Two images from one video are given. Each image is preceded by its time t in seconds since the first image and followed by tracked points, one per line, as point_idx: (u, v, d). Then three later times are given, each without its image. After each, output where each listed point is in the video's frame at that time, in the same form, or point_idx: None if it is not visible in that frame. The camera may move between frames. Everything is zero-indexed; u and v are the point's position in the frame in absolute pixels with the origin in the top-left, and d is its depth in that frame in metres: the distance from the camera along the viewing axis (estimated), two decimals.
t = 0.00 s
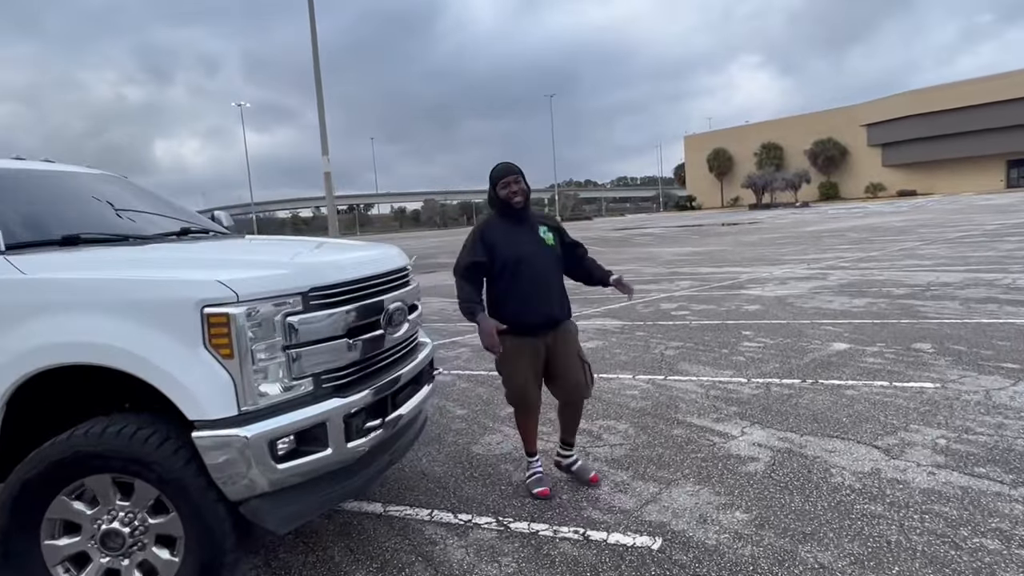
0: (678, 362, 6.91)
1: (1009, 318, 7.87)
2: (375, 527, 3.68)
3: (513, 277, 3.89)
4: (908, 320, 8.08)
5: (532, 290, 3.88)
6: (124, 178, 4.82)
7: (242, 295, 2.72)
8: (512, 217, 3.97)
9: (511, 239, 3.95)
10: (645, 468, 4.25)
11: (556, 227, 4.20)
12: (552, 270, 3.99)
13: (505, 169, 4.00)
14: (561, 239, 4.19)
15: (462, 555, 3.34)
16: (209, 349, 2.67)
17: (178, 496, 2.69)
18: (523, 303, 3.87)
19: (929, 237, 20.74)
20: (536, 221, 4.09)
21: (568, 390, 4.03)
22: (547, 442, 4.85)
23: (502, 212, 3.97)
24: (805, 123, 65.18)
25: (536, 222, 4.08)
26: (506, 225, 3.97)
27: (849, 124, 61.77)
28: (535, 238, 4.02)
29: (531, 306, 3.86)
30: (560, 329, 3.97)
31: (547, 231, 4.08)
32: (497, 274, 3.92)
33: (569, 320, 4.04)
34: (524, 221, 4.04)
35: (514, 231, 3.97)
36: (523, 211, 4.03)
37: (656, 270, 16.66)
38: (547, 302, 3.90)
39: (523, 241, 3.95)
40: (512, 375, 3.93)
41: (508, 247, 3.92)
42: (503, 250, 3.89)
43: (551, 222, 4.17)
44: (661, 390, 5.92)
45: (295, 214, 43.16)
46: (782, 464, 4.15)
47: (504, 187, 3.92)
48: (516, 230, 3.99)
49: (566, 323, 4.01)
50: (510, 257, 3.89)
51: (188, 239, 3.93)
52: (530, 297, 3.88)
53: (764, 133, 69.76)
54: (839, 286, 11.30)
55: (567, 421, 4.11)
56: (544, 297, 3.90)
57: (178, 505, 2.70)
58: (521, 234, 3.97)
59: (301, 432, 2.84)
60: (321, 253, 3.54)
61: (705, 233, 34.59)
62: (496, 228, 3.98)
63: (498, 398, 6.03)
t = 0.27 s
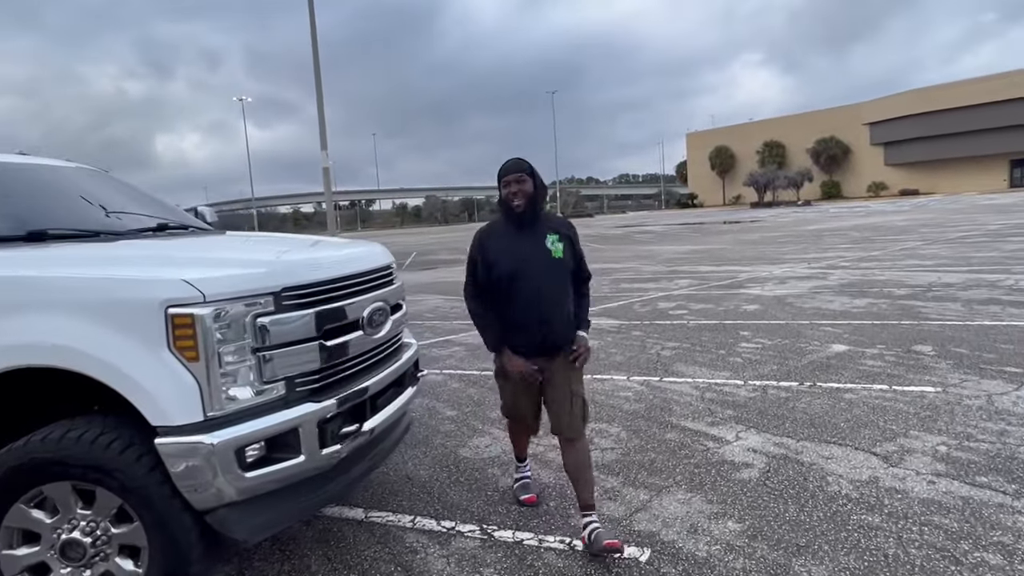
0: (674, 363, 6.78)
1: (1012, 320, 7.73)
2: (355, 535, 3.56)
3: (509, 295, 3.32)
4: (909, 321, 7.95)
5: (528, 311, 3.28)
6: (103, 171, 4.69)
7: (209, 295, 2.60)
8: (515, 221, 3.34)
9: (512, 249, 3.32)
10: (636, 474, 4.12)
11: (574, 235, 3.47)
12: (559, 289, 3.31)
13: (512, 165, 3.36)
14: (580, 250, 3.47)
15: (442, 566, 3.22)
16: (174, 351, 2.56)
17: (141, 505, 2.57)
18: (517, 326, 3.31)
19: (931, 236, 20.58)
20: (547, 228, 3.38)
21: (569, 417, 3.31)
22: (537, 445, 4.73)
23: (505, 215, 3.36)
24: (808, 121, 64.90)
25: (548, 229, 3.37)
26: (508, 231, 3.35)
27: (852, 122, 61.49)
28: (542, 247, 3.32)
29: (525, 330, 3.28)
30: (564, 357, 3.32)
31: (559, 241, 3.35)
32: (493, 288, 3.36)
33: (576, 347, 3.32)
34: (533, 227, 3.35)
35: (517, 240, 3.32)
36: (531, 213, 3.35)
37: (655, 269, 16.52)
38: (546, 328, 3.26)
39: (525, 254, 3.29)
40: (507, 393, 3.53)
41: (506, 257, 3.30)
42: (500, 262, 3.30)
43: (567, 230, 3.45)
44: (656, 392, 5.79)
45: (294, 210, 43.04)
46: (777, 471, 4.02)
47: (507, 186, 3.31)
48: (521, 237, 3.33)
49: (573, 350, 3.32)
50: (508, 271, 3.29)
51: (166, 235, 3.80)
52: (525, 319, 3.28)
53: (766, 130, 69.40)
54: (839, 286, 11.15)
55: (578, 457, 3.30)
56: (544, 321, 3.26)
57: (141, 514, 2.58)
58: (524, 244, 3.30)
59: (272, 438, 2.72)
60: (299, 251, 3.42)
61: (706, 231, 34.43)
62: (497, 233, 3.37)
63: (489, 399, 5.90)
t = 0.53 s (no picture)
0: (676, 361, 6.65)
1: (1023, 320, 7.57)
2: (344, 538, 3.45)
3: (511, 296, 3.02)
4: (917, 320, 7.79)
5: (528, 318, 2.96)
6: (91, 161, 4.57)
7: (186, 290, 2.48)
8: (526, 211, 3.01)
9: (519, 243, 2.98)
10: (636, 477, 4.00)
11: (600, 231, 3.01)
12: (566, 295, 2.94)
13: (536, 147, 3.04)
14: (605, 249, 2.99)
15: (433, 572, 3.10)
16: (149, 349, 2.44)
17: (117, 509, 2.46)
18: (515, 333, 3.00)
19: (939, 234, 20.36)
20: (565, 222, 2.97)
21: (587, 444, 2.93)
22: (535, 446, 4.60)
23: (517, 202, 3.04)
24: (815, 117, 64.45)
25: (565, 224, 2.97)
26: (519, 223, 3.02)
27: (859, 118, 61.03)
28: (552, 243, 2.94)
29: (522, 339, 2.97)
30: (571, 373, 2.97)
31: (574, 238, 2.94)
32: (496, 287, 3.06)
33: (587, 363, 2.98)
34: (547, 222, 2.98)
35: (525, 236, 2.97)
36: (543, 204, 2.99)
37: (659, 265, 16.38)
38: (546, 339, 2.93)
39: (531, 253, 2.94)
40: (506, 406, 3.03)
41: (512, 253, 2.98)
42: (504, 259, 2.99)
43: (591, 224, 3.00)
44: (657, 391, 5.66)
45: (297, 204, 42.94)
46: (781, 475, 3.89)
47: (521, 170, 2.98)
48: (531, 231, 2.98)
49: (584, 365, 2.98)
50: (513, 268, 2.96)
51: (151, 228, 3.68)
52: (523, 327, 2.97)
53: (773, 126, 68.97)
54: (846, 283, 10.99)
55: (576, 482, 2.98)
56: (544, 332, 2.93)
57: (116, 519, 2.47)
58: (532, 241, 2.95)
59: (254, 439, 2.60)
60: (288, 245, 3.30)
61: (710, 227, 34.22)
62: (506, 225, 3.04)
63: (487, 397, 5.78)
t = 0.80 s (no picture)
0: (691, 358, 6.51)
1: None
2: (352, 539, 3.36)
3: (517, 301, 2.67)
4: (938, 319, 7.61)
5: (535, 327, 2.61)
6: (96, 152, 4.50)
7: (189, 284, 2.39)
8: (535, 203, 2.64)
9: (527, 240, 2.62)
10: (652, 478, 3.88)
11: (624, 228, 2.64)
12: (580, 302, 2.57)
13: (544, 127, 2.63)
14: (628, 246, 2.63)
15: None
16: (150, 345, 2.35)
17: (117, 510, 2.38)
18: (519, 343, 2.66)
19: (957, 231, 20.03)
20: (582, 217, 2.60)
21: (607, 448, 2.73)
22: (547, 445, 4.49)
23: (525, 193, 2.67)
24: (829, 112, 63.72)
25: (582, 218, 2.60)
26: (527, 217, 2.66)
27: (874, 113, 60.27)
28: (566, 240, 2.57)
29: (529, 351, 2.62)
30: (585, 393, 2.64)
31: (592, 235, 2.57)
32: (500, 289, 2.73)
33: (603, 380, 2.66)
34: (560, 215, 2.61)
35: (535, 232, 2.61)
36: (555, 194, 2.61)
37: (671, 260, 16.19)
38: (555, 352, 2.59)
39: (540, 252, 2.58)
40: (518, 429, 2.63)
41: (518, 253, 2.62)
42: (509, 259, 2.64)
43: (613, 220, 2.63)
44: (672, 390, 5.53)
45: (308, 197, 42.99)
46: (802, 478, 3.76)
47: (528, 156, 2.60)
48: (541, 226, 2.62)
49: (601, 385, 2.66)
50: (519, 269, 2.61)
51: (156, 220, 3.60)
52: (528, 336, 2.62)
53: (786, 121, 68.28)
54: (863, 280, 10.79)
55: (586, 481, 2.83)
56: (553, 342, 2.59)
57: (116, 519, 2.39)
58: (543, 238, 2.59)
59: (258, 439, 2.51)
60: (295, 238, 3.20)
61: (722, 223, 33.92)
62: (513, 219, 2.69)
63: (497, 394, 5.67)
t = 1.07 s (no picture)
0: (716, 357, 6.37)
1: None
2: (374, 540, 3.30)
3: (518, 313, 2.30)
4: (972, 317, 7.38)
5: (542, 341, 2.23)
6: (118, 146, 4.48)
7: (209, 281, 2.33)
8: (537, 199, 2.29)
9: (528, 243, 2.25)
10: (680, 481, 3.77)
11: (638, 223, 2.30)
12: (592, 313, 2.20)
13: (545, 108, 2.27)
14: (643, 246, 2.29)
15: None
16: (170, 344, 2.29)
17: (138, 511, 2.33)
18: (524, 365, 2.29)
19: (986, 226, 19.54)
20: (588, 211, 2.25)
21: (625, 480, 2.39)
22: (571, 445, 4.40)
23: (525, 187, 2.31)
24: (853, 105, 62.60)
25: (589, 213, 2.25)
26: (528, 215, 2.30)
27: (900, 106, 59.09)
28: (575, 241, 2.22)
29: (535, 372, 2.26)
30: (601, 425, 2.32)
31: (604, 232, 2.22)
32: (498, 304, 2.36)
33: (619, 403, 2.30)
34: (566, 211, 2.26)
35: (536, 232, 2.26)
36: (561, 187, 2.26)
37: (692, 256, 15.97)
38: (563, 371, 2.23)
39: (542, 256, 2.23)
40: (518, 475, 2.37)
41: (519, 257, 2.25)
42: (509, 265, 2.27)
43: (627, 214, 2.28)
44: (698, 389, 5.40)
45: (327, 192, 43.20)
46: (837, 483, 3.63)
47: (529, 143, 2.25)
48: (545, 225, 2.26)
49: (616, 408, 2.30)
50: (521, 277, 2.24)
51: (176, 215, 3.55)
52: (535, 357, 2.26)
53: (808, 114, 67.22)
54: (891, 277, 10.53)
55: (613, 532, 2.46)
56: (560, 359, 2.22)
57: (137, 521, 2.34)
58: (547, 240, 2.23)
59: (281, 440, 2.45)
60: (316, 234, 3.13)
61: (743, 218, 33.50)
62: (512, 218, 2.33)
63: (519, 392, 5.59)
